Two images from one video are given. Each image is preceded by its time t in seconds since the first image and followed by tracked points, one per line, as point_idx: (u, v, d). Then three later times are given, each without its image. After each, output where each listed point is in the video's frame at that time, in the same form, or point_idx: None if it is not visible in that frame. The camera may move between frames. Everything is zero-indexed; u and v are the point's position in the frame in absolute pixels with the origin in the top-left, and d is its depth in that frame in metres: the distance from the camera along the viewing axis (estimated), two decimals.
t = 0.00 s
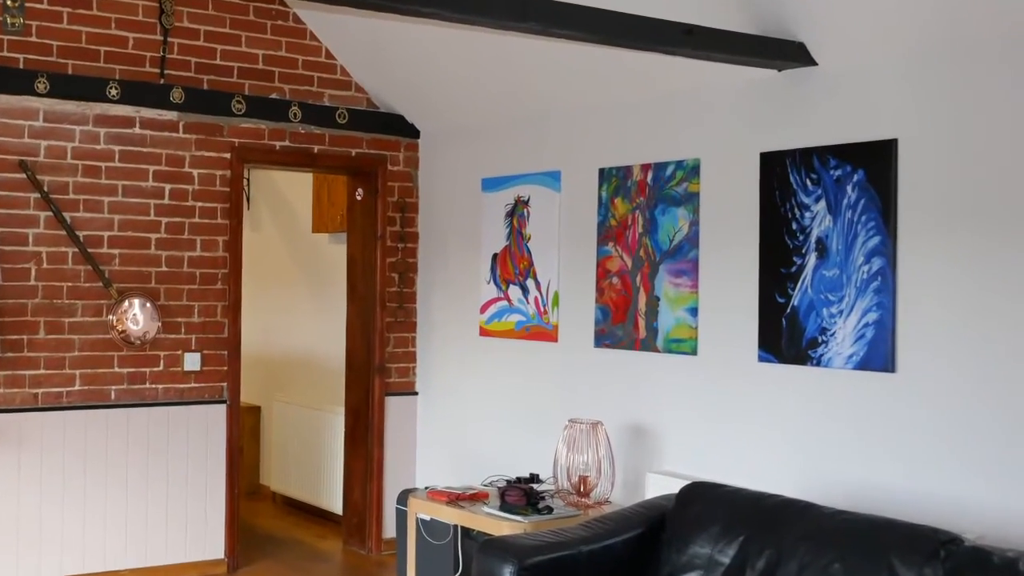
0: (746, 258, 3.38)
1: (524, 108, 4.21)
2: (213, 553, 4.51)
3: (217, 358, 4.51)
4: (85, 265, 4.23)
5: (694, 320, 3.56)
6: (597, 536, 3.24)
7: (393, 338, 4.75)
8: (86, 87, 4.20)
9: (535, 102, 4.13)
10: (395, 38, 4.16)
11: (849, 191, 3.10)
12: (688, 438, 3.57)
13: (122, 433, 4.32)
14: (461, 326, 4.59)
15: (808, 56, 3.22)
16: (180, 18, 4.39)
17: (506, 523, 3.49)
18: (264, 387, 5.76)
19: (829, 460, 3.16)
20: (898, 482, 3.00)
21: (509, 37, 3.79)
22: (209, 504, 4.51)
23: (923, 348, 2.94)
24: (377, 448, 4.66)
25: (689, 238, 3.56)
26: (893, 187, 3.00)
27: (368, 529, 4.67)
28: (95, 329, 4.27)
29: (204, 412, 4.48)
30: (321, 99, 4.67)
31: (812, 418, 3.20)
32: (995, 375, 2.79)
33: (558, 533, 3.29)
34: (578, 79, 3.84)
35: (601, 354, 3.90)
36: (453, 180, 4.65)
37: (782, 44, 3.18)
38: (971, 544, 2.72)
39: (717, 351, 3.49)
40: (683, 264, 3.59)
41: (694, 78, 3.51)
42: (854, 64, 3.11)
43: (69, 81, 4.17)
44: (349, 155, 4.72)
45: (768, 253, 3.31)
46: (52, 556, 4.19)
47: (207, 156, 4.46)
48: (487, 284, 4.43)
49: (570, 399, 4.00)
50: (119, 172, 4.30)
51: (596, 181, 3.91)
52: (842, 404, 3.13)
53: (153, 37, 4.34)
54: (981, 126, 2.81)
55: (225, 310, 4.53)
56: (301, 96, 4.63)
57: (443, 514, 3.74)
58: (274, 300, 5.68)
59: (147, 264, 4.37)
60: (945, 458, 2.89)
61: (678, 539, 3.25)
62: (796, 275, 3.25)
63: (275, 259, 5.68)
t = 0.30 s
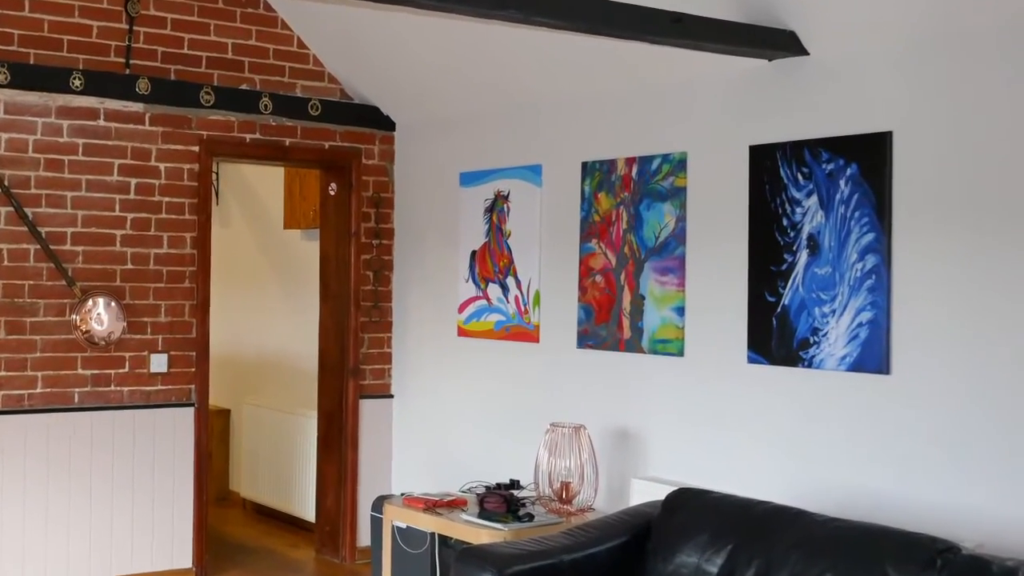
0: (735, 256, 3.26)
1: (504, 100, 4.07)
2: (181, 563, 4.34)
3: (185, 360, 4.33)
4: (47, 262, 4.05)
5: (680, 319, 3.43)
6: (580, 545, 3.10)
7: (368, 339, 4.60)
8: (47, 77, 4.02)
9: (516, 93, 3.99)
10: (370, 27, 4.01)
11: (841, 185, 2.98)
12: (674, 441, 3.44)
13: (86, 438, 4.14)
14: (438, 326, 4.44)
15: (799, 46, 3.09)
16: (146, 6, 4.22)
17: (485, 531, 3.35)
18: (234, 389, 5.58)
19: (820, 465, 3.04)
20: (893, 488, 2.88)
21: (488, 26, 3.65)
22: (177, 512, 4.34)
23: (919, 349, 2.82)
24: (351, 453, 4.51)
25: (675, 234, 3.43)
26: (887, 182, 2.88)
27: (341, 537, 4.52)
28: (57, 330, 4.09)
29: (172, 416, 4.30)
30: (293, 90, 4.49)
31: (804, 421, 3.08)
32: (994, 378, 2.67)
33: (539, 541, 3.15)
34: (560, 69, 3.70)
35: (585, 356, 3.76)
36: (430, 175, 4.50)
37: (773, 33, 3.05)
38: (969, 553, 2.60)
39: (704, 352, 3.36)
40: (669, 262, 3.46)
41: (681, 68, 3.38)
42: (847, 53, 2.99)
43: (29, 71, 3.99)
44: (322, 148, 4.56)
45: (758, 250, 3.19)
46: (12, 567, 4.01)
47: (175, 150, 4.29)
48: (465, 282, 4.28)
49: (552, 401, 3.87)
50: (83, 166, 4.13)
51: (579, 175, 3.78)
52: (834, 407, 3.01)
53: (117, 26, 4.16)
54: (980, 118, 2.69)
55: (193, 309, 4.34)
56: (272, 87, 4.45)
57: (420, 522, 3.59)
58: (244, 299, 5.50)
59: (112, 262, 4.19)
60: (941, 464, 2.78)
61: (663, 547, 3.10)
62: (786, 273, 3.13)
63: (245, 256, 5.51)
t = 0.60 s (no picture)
0: (723, 253, 3.14)
1: (485, 92, 3.94)
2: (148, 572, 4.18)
3: (153, 361, 4.18)
4: (9, 260, 3.88)
5: (667, 319, 3.32)
6: (563, 553, 2.97)
7: (342, 339, 4.45)
8: (8, 67, 3.85)
9: (496, 85, 3.86)
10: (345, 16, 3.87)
11: (834, 179, 2.87)
12: (660, 445, 3.33)
13: (49, 443, 3.97)
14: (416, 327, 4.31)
15: (790, 35, 2.98)
16: None
17: (463, 539, 3.22)
18: (204, 391, 5.42)
19: (812, 470, 2.93)
20: (887, 494, 2.77)
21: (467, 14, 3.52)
22: (145, 519, 4.18)
23: (915, 349, 2.72)
24: (325, 458, 4.37)
25: (661, 231, 3.31)
26: (882, 176, 2.77)
27: (315, 544, 4.38)
28: (20, 330, 3.93)
29: (140, 420, 4.14)
30: (264, 81, 4.34)
31: (795, 424, 2.97)
32: (994, 380, 2.56)
33: (520, 549, 3.02)
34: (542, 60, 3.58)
35: (568, 357, 3.64)
36: (407, 169, 4.36)
37: (763, 21, 2.94)
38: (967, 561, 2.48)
39: (691, 353, 3.24)
40: (655, 260, 3.35)
41: (668, 58, 3.26)
42: (841, 42, 2.87)
43: None
44: (295, 141, 4.41)
45: (748, 248, 3.07)
46: None
47: (142, 143, 4.13)
48: (443, 280, 4.14)
49: (534, 404, 3.75)
50: (46, 159, 3.96)
51: (562, 170, 3.65)
52: (826, 410, 2.90)
53: (83, 13, 3.99)
54: (980, 109, 2.58)
55: (161, 308, 4.19)
56: (243, 78, 4.30)
57: (396, 529, 3.46)
58: (214, 298, 5.35)
59: (77, 259, 4.02)
60: (938, 469, 2.67)
61: (650, 556, 2.97)
62: (777, 270, 3.01)
63: (215, 254, 5.35)
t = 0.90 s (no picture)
0: (712, 250, 3.04)
1: (465, 84, 3.81)
2: None
3: (121, 363, 4.02)
4: None
5: (653, 319, 3.21)
6: (545, 562, 2.84)
7: (317, 340, 4.32)
8: None
9: (477, 77, 3.73)
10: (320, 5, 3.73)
11: (827, 174, 2.76)
12: (646, 449, 3.22)
13: (12, 448, 3.82)
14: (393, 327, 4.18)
15: (781, 24, 2.87)
16: None
17: (442, 547, 3.10)
18: (174, 393, 5.26)
19: (804, 475, 2.83)
20: (882, 501, 2.67)
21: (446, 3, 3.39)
22: (113, 527, 4.02)
23: (910, 350, 2.61)
24: (299, 463, 4.24)
25: (647, 228, 3.20)
26: (876, 171, 2.66)
27: (289, 551, 4.25)
28: None
29: (107, 424, 3.99)
30: (236, 72, 4.20)
31: (786, 428, 2.87)
32: (993, 382, 2.46)
33: (500, 557, 2.89)
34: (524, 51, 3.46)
35: (551, 358, 3.52)
36: (384, 164, 4.23)
37: (753, 10, 2.83)
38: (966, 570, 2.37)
39: (679, 354, 3.14)
40: (640, 258, 3.23)
41: (655, 49, 3.15)
42: (835, 30, 2.76)
43: None
44: (269, 135, 4.26)
45: (738, 245, 2.97)
46: None
47: (110, 137, 3.98)
48: (422, 279, 4.02)
49: (515, 407, 3.63)
50: (9, 153, 3.81)
51: (545, 164, 3.54)
52: (819, 413, 2.80)
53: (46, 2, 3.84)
54: (979, 101, 2.48)
55: (129, 308, 4.03)
56: (214, 69, 4.15)
57: (373, 537, 3.33)
58: (184, 297, 5.19)
59: (41, 257, 3.87)
60: (934, 475, 2.57)
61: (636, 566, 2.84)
62: (768, 268, 2.91)
63: (185, 251, 5.19)
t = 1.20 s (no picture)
0: (700, 248, 2.94)
1: (445, 75, 3.70)
2: None
3: (89, 364, 3.88)
4: None
5: (639, 319, 3.11)
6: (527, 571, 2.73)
7: (292, 340, 4.20)
8: None
9: (458, 69, 3.62)
10: None
11: (819, 168, 2.67)
12: (632, 453, 3.12)
13: None
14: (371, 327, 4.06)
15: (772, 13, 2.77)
16: None
17: (421, 555, 2.99)
18: (144, 395, 5.12)
19: (795, 479, 2.74)
20: (876, 507, 2.58)
21: None
22: (80, 534, 3.88)
23: (905, 350, 2.52)
24: (273, 467, 4.12)
25: (633, 224, 3.10)
26: (871, 165, 2.57)
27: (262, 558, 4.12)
28: None
29: (74, 427, 3.85)
30: (208, 62, 4.06)
31: (777, 431, 2.77)
32: (991, 384, 2.38)
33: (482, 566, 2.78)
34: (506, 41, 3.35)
35: (533, 359, 3.42)
36: (361, 159, 4.11)
37: None
38: None
39: (666, 355, 3.04)
40: (626, 255, 3.13)
41: (641, 39, 3.05)
42: (828, 20, 2.67)
43: None
44: (242, 128, 4.13)
45: (727, 242, 2.87)
46: None
47: (77, 130, 3.84)
48: (400, 277, 3.90)
49: (496, 410, 3.52)
50: None
51: (528, 159, 3.43)
52: (810, 416, 2.71)
53: None
54: (977, 93, 2.39)
55: (97, 307, 3.89)
56: (185, 60, 4.02)
57: (350, 545, 3.22)
58: (154, 296, 5.05)
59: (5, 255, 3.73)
60: (930, 480, 2.48)
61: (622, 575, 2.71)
62: (758, 266, 2.81)
63: (155, 249, 5.05)
